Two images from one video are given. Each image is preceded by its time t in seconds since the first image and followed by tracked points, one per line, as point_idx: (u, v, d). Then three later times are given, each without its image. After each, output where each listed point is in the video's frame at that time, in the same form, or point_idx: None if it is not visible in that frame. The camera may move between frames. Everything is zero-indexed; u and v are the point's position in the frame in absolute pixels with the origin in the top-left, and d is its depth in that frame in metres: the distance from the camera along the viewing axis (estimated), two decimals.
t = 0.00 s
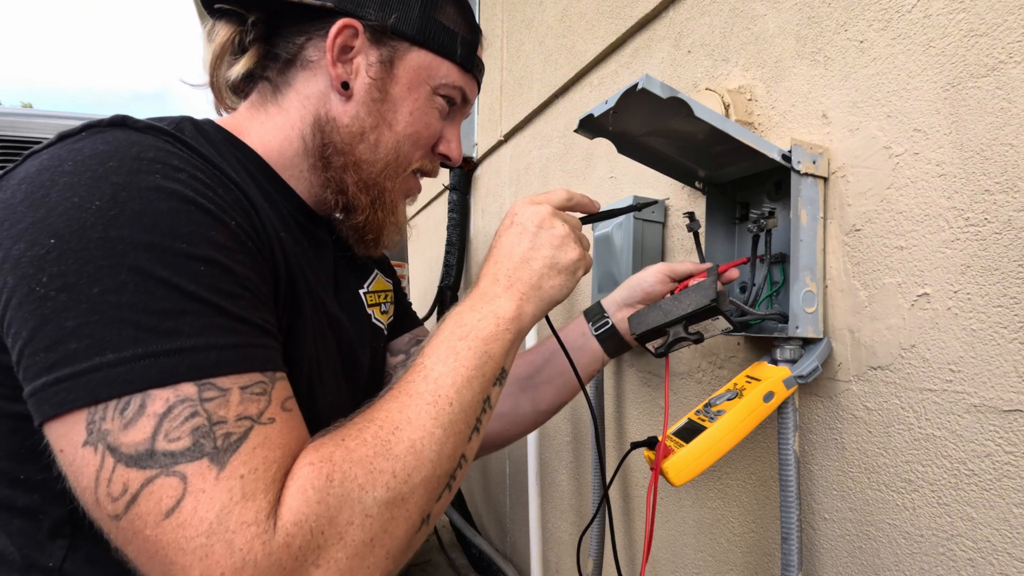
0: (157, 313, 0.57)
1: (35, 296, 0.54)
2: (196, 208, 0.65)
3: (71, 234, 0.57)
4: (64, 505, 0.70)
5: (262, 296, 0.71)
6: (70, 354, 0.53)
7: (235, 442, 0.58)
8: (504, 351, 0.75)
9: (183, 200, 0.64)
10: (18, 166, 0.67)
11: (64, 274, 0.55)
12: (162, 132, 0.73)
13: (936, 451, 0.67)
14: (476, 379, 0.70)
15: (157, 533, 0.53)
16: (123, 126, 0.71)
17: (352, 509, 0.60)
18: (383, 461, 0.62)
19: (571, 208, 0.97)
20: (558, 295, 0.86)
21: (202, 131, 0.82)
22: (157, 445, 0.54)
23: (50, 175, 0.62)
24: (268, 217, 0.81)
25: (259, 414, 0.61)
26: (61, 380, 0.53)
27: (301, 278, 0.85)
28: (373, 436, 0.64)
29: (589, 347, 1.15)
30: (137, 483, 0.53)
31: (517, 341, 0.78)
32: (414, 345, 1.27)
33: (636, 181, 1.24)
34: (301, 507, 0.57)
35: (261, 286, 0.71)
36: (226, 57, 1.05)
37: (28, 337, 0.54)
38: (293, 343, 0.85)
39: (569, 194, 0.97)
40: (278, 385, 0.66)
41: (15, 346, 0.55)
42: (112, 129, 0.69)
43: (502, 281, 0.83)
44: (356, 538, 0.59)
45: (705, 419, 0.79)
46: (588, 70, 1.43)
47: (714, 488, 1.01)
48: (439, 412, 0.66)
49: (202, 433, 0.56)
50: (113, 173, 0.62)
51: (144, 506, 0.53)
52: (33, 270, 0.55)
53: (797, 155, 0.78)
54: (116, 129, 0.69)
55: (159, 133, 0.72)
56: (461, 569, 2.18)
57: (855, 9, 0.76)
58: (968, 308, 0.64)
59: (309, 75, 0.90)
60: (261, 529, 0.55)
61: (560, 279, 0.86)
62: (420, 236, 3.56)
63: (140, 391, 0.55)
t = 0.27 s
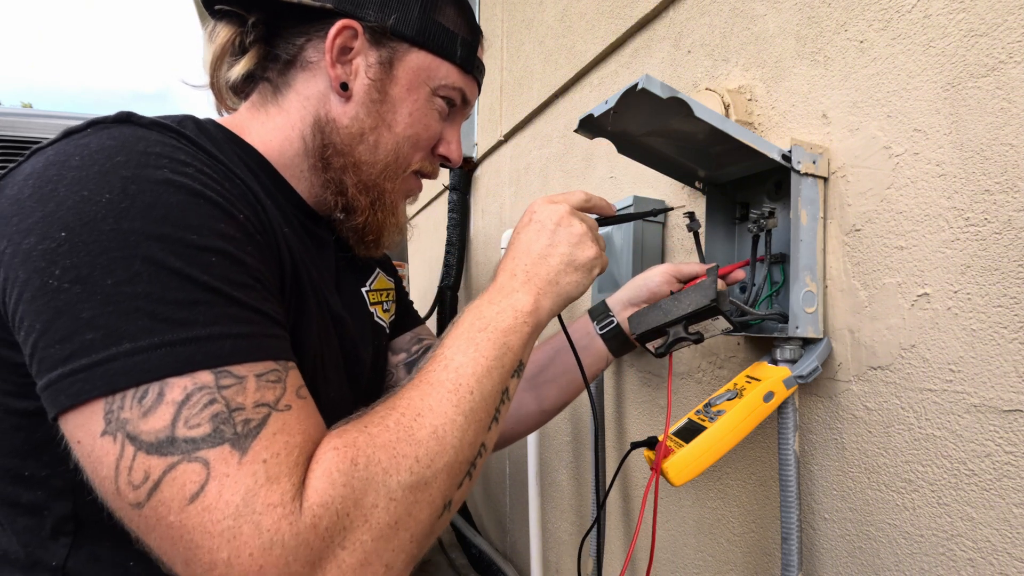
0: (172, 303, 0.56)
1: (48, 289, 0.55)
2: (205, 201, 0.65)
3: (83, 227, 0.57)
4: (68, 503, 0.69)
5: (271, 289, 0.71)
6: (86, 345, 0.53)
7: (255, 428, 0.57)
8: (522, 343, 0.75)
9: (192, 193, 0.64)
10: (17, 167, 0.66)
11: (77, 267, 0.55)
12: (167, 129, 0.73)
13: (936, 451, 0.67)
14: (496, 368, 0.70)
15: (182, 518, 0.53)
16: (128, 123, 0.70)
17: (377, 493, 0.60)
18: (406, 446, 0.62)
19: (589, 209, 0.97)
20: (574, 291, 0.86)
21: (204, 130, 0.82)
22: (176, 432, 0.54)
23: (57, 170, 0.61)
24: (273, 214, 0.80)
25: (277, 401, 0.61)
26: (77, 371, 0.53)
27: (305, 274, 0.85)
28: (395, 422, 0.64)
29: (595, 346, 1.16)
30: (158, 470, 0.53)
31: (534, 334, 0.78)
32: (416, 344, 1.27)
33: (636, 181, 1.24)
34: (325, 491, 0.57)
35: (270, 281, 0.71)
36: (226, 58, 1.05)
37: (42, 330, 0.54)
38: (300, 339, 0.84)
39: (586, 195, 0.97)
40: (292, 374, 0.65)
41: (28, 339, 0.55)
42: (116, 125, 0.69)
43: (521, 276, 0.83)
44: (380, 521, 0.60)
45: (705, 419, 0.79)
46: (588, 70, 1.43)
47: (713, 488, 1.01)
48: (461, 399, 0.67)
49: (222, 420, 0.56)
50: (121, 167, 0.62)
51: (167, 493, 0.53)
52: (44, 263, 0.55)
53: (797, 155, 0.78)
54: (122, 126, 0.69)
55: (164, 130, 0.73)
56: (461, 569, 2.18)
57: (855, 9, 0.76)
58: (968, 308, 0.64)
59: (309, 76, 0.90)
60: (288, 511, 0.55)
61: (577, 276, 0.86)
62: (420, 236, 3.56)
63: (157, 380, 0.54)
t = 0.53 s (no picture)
0: (183, 296, 0.56)
1: (60, 284, 0.55)
2: (212, 195, 0.65)
3: (92, 222, 0.57)
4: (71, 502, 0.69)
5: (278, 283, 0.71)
6: (100, 339, 0.53)
7: (270, 419, 0.58)
8: (533, 333, 0.75)
9: (199, 187, 0.64)
10: (18, 168, 0.66)
11: (88, 262, 0.55)
12: (172, 127, 0.73)
13: (936, 451, 0.67)
14: (507, 358, 0.71)
15: (200, 509, 0.53)
16: (133, 119, 0.70)
17: (393, 481, 0.60)
18: (421, 435, 0.63)
19: (597, 200, 0.97)
20: (583, 282, 0.85)
21: (207, 127, 0.81)
22: (192, 424, 0.54)
23: (63, 166, 0.61)
24: (277, 212, 0.80)
25: (289, 392, 0.61)
26: (91, 364, 0.53)
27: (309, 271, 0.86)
28: (410, 412, 0.65)
29: (595, 345, 1.16)
30: (175, 462, 0.53)
31: (543, 325, 0.78)
32: (417, 342, 1.27)
33: (636, 181, 1.24)
34: (342, 478, 0.58)
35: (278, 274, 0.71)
36: (226, 57, 1.05)
37: (54, 326, 0.54)
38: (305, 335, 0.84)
39: (595, 186, 0.97)
40: (302, 367, 0.65)
41: (39, 336, 0.55)
42: (120, 121, 0.68)
43: (529, 266, 0.82)
44: (397, 508, 0.60)
45: (705, 419, 0.79)
46: (588, 70, 1.43)
47: (713, 488, 1.01)
48: (474, 387, 0.67)
49: (237, 410, 0.56)
50: (128, 163, 0.62)
51: (185, 484, 0.53)
52: (55, 259, 0.55)
53: (797, 155, 0.78)
54: (127, 122, 0.69)
55: (169, 126, 0.72)
56: (461, 569, 2.18)
57: (855, 9, 0.76)
58: (968, 308, 0.64)
59: (309, 75, 0.90)
60: (306, 498, 0.55)
61: (585, 267, 0.86)
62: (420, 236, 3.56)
63: (172, 372, 0.54)
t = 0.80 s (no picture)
0: (185, 295, 0.56)
1: (62, 284, 0.55)
2: (213, 195, 0.65)
3: (93, 222, 0.57)
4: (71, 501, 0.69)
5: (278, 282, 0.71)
6: (102, 338, 0.54)
7: (272, 416, 0.58)
8: (536, 332, 0.76)
9: (200, 187, 0.64)
10: (17, 169, 0.66)
11: (89, 261, 0.55)
12: (171, 126, 0.73)
13: (936, 451, 0.67)
14: (509, 356, 0.71)
15: (204, 506, 0.53)
16: (134, 120, 0.70)
17: (397, 478, 0.60)
18: (425, 431, 0.63)
19: (600, 202, 0.97)
20: (585, 283, 0.85)
21: (207, 127, 0.81)
22: (195, 422, 0.54)
23: (64, 166, 0.61)
24: (276, 212, 0.80)
25: (291, 389, 0.61)
26: (94, 363, 0.53)
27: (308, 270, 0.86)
28: (413, 409, 0.65)
29: (595, 344, 1.16)
30: (178, 460, 0.53)
31: (546, 323, 0.79)
32: (417, 342, 1.27)
33: (636, 181, 1.24)
34: (344, 475, 0.57)
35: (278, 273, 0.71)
36: (226, 57, 1.05)
37: (55, 325, 0.54)
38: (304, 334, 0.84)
39: (599, 188, 0.97)
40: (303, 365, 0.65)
41: (40, 335, 0.55)
42: (119, 121, 0.68)
43: (531, 267, 0.82)
44: (400, 505, 0.60)
45: (705, 419, 0.79)
46: (588, 70, 1.43)
47: (713, 488, 1.01)
48: (477, 385, 0.67)
49: (239, 408, 0.56)
50: (128, 163, 0.62)
51: (188, 482, 0.53)
52: (57, 258, 0.55)
53: (797, 155, 0.78)
54: (128, 122, 0.69)
55: (169, 127, 0.72)
56: (461, 569, 2.18)
57: (855, 9, 0.76)
58: (968, 308, 0.64)
59: (308, 76, 0.90)
60: (309, 494, 0.55)
61: (587, 267, 0.86)
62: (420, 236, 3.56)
63: (175, 370, 0.54)
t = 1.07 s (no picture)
0: (211, 273, 0.56)
1: (87, 272, 0.55)
2: (225, 181, 0.65)
3: (112, 209, 0.57)
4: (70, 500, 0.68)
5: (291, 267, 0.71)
6: (133, 321, 0.54)
7: (315, 379, 0.58)
8: (588, 319, 0.74)
9: (211, 174, 0.64)
10: (16, 169, 0.65)
11: (112, 248, 0.55)
12: (163, 119, 0.72)
13: (936, 451, 0.67)
14: (566, 334, 0.70)
15: (263, 467, 0.53)
16: (135, 116, 0.69)
17: (456, 435, 0.61)
18: (483, 393, 0.64)
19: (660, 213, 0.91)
20: (639, 281, 0.82)
21: (205, 126, 0.81)
22: (240, 391, 0.55)
23: (70, 160, 0.61)
24: (276, 204, 0.80)
25: (326, 356, 0.61)
26: (128, 345, 0.53)
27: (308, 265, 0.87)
28: (470, 375, 0.66)
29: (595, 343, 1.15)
30: (229, 427, 0.54)
31: (600, 312, 0.76)
32: (415, 343, 1.27)
33: (636, 181, 1.24)
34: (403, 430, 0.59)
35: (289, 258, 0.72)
36: (223, 56, 1.05)
37: (83, 313, 0.54)
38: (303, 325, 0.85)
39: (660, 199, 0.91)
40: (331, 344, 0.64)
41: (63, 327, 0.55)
42: (116, 116, 0.68)
43: (588, 259, 0.79)
44: (461, 461, 0.61)
45: (704, 419, 0.79)
46: (588, 70, 1.43)
47: (713, 488, 1.01)
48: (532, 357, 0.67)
49: (281, 374, 0.56)
50: (129, 154, 0.62)
51: (243, 447, 0.54)
52: (78, 248, 0.55)
53: (797, 155, 0.78)
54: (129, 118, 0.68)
55: (170, 121, 0.72)
56: (460, 569, 2.18)
57: (855, 9, 0.76)
58: (968, 308, 0.64)
59: (304, 75, 0.90)
60: (372, 442, 0.57)
61: (642, 266, 0.82)
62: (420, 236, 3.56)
63: (210, 345, 0.55)
